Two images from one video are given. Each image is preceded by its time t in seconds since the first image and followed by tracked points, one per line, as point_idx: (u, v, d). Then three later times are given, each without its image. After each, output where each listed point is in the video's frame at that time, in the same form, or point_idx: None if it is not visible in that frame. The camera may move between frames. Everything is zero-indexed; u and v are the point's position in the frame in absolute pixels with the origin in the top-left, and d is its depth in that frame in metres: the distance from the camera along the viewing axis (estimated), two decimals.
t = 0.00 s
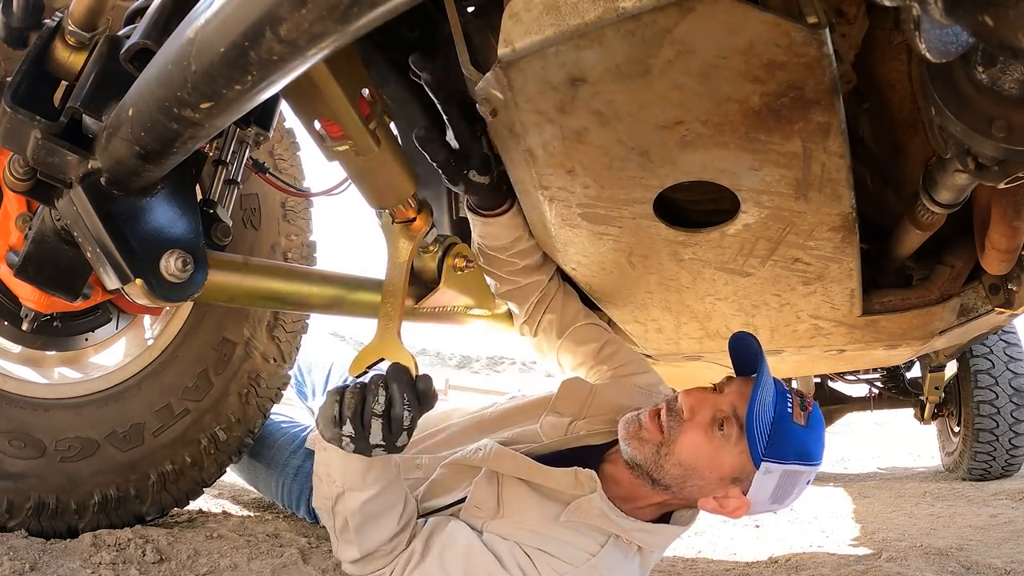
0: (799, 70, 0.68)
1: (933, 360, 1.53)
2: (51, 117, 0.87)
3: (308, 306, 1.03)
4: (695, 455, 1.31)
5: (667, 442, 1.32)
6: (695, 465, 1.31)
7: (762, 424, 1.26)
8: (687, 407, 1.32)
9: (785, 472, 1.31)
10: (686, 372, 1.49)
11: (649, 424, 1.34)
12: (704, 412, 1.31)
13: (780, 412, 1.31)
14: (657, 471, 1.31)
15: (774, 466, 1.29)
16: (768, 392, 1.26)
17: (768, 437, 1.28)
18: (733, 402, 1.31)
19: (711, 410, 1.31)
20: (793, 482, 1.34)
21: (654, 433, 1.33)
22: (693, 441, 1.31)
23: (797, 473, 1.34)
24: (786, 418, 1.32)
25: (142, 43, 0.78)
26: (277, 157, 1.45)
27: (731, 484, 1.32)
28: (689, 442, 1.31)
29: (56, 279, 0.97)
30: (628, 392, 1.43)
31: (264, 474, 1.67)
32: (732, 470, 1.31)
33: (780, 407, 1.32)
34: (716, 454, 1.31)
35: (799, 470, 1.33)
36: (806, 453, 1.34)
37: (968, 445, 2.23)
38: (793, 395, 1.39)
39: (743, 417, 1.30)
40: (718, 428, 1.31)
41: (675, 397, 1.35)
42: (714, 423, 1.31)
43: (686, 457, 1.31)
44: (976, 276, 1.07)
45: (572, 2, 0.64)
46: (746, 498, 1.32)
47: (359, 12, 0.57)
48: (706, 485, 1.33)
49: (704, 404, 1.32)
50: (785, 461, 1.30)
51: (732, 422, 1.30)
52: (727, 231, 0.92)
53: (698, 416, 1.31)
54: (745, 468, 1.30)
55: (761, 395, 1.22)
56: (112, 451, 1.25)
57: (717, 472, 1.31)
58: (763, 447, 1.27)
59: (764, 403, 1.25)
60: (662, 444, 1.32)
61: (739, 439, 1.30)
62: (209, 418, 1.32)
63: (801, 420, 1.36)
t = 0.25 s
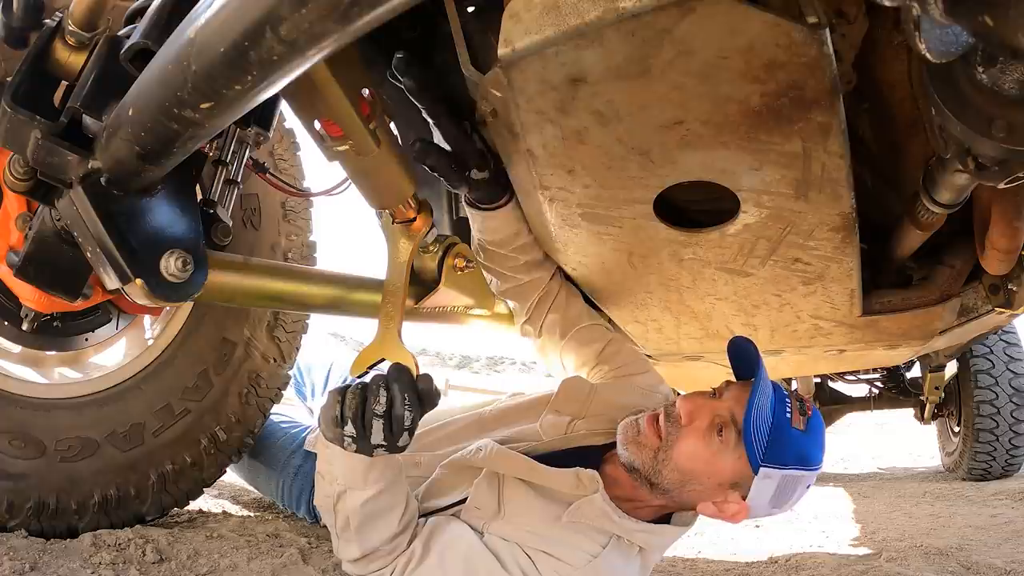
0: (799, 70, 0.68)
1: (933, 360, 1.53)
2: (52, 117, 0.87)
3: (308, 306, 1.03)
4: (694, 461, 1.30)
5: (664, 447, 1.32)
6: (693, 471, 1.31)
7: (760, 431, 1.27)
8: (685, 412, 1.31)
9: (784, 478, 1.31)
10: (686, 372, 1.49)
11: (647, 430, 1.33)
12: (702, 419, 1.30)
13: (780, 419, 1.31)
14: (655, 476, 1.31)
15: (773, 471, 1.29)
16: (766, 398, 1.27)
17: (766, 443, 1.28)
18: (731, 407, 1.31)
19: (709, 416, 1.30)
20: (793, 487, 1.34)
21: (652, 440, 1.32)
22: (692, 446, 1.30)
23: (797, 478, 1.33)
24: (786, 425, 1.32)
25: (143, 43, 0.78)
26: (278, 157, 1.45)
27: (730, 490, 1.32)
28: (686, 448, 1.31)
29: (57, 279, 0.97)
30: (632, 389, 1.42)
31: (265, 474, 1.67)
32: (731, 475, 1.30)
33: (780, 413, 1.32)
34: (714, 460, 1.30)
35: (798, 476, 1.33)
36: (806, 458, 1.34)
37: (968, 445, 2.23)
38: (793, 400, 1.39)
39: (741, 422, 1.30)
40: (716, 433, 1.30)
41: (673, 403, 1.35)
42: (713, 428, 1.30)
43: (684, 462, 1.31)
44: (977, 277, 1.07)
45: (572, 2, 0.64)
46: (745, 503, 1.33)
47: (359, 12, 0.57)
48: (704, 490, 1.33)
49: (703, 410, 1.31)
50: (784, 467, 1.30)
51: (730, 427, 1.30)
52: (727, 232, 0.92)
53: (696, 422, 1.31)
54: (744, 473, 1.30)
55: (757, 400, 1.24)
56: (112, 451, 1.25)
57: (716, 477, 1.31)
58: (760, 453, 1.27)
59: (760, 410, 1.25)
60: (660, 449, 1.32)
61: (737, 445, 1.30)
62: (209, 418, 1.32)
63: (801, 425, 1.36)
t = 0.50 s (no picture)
0: (799, 70, 0.68)
1: (933, 360, 1.53)
2: (52, 117, 0.87)
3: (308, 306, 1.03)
4: (691, 463, 1.30)
5: (661, 448, 1.31)
6: (691, 473, 1.30)
7: (759, 433, 1.27)
8: (682, 414, 1.31)
9: (782, 479, 1.31)
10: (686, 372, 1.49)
11: (644, 431, 1.32)
12: (700, 421, 1.30)
13: (779, 421, 1.31)
14: (652, 477, 1.31)
15: (771, 473, 1.29)
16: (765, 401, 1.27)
17: (765, 445, 1.28)
18: (729, 409, 1.30)
19: (707, 418, 1.30)
20: (792, 489, 1.34)
21: (649, 441, 1.32)
22: (689, 448, 1.30)
23: (796, 480, 1.33)
24: (785, 426, 1.31)
25: (142, 43, 0.78)
26: (278, 157, 1.45)
27: (728, 491, 1.32)
28: (683, 450, 1.31)
29: (57, 279, 0.97)
30: (632, 389, 1.41)
31: (264, 474, 1.67)
32: (729, 477, 1.31)
33: (779, 414, 1.31)
34: (712, 462, 1.30)
35: (797, 477, 1.33)
36: (806, 459, 1.33)
37: (968, 445, 2.23)
38: (792, 401, 1.38)
39: (739, 424, 1.29)
40: (714, 435, 1.30)
41: (670, 403, 1.34)
42: (710, 431, 1.30)
43: (682, 464, 1.30)
44: (977, 277, 1.07)
45: (572, 2, 0.64)
46: (743, 505, 1.33)
47: (359, 11, 0.57)
48: (701, 492, 1.33)
49: (700, 411, 1.30)
50: (783, 469, 1.30)
51: (729, 428, 1.30)
52: (727, 232, 0.92)
53: (694, 424, 1.30)
54: (742, 475, 1.30)
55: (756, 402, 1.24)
56: (112, 451, 1.25)
57: (714, 479, 1.31)
58: (759, 456, 1.28)
59: (760, 410, 1.26)
60: (657, 450, 1.31)
61: (735, 446, 1.29)
62: (209, 418, 1.32)
63: (801, 426, 1.35)
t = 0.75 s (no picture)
0: (799, 70, 0.68)
1: (933, 360, 1.53)
2: (52, 117, 0.87)
3: (307, 306, 1.03)
4: (685, 458, 1.30)
5: (654, 445, 1.32)
6: (686, 470, 1.31)
7: (755, 428, 1.27)
8: (676, 408, 1.31)
9: (779, 474, 1.31)
10: (686, 372, 1.49)
11: (636, 427, 1.33)
12: (693, 416, 1.30)
13: (774, 414, 1.30)
14: (646, 474, 1.32)
15: (768, 468, 1.29)
16: (760, 394, 1.26)
17: (761, 439, 1.28)
18: (724, 404, 1.29)
19: (701, 413, 1.29)
20: (788, 483, 1.35)
21: (642, 438, 1.32)
22: (683, 443, 1.30)
23: (792, 474, 1.34)
24: (781, 419, 1.31)
25: (142, 43, 0.78)
26: (277, 157, 1.45)
27: (724, 486, 1.32)
28: (678, 446, 1.31)
29: (57, 279, 0.97)
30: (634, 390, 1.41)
31: (263, 475, 1.67)
32: (724, 472, 1.30)
33: (774, 408, 1.31)
34: (707, 457, 1.29)
35: (793, 471, 1.33)
36: (802, 452, 1.33)
37: (968, 445, 2.23)
38: (788, 393, 1.37)
39: (734, 419, 1.28)
40: (709, 430, 1.29)
41: (663, 399, 1.34)
42: (704, 426, 1.29)
43: (676, 460, 1.31)
44: (977, 277, 1.07)
45: (572, 2, 0.64)
46: (740, 500, 1.32)
47: (359, 11, 0.57)
48: (697, 487, 1.33)
49: (694, 406, 1.30)
50: (780, 463, 1.30)
51: (724, 423, 1.29)
52: (727, 232, 0.92)
53: (688, 419, 1.30)
54: (737, 470, 1.30)
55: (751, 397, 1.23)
56: (112, 451, 1.25)
57: (708, 475, 1.30)
58: (755, 451, 1.27)
59: (755, 404, 1.25)
60: (650, 448, 1.32)
61: (730, 441, 1.29)
62: (209, 418, 1.32)
63: (796, 418, 1.35)
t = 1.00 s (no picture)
0: (799, 70, 0.68)
1: (933, 360, 1.53)
2: (52, 117, 0.87)
3: (308, 306, 1.03)
4: (685, 455, 1.31)
5: (654, 441, 1.32)
6: (685, 467, 1.31)
7: (755, 424, 1.26)
8: (676, 406, 1.31)
9: (779, 472, 1.30)
10: (686, 372, 1.49)
11: (637, 423, 1.34)
12: (693, 413, 1.30)
13: (775, 412, 1.30)
14: (645, 471, 1.31)
15: (768, 466, 1.28)
16: (761, 392, 1.26)
17: (761, 437, 1.27)
18: (725, 401, 1.29)
19: (702, 410, 1.30)
20: (788, 482, 1.34)
21: (642, 434, 1.33)
22: (683, 440, 1.30)
23: (792, 472, 1.33)
24: (782, 418, 1.31)
25: (142, 43, 0.78)
26: (277, 157, 1.45)
27: (723, 484, 1.32)
28: (677, 442, 1.31)
29: (57, 279, 0.97)
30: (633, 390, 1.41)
31: (264, 475, 1.67)
32: (724, 470, 1.30)
33: (775, 406, 1.30)
34: (707, 454, 1.29)
35: (793, 470, 1.33)
36: (803, 451, 1.33)
37: (968, 445, 2.23)
38: (788, 392, 1.36)
39: (734, 416, 1.29)
40: (709, 428, 1.30)
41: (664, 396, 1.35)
42: (704, 423, 1.30)
43: (674, 457, 1.31)
44: (977, 277, 1.06)
45: (572, 2, 0.64)
46: (739, 498, 1.32)
47: (359, 11, 0.57)
48: (697, 485, 1.33)
49: (695, 403, 1.30)
50: (780, 462, 1.30)
51: (725, 420, 1.29)
52: (727, 232, 0.92)
53: (688, 416, 1.31)
54: (737, 468, 1.29)
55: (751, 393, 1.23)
56: (112, 451, 1.25)
57: (708, 473, 1.31)
58: (755, 449, 1.27)
59: (756, 401, 1.25)
60: (648, 441, 1.32)
61: (730, 439, 1.29)
62: (209, 418, 1.32)
63: (796, 417, 1.34)
